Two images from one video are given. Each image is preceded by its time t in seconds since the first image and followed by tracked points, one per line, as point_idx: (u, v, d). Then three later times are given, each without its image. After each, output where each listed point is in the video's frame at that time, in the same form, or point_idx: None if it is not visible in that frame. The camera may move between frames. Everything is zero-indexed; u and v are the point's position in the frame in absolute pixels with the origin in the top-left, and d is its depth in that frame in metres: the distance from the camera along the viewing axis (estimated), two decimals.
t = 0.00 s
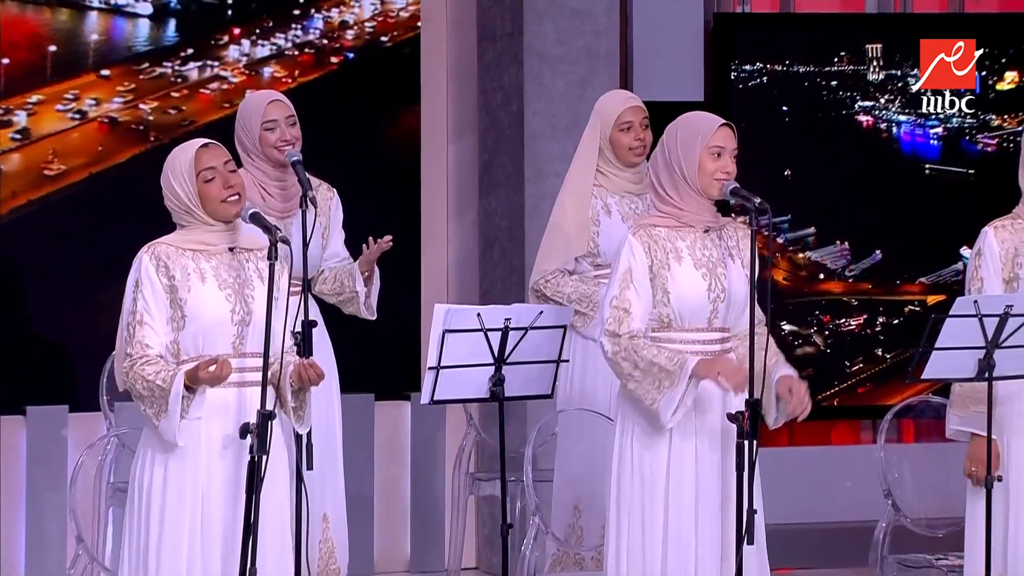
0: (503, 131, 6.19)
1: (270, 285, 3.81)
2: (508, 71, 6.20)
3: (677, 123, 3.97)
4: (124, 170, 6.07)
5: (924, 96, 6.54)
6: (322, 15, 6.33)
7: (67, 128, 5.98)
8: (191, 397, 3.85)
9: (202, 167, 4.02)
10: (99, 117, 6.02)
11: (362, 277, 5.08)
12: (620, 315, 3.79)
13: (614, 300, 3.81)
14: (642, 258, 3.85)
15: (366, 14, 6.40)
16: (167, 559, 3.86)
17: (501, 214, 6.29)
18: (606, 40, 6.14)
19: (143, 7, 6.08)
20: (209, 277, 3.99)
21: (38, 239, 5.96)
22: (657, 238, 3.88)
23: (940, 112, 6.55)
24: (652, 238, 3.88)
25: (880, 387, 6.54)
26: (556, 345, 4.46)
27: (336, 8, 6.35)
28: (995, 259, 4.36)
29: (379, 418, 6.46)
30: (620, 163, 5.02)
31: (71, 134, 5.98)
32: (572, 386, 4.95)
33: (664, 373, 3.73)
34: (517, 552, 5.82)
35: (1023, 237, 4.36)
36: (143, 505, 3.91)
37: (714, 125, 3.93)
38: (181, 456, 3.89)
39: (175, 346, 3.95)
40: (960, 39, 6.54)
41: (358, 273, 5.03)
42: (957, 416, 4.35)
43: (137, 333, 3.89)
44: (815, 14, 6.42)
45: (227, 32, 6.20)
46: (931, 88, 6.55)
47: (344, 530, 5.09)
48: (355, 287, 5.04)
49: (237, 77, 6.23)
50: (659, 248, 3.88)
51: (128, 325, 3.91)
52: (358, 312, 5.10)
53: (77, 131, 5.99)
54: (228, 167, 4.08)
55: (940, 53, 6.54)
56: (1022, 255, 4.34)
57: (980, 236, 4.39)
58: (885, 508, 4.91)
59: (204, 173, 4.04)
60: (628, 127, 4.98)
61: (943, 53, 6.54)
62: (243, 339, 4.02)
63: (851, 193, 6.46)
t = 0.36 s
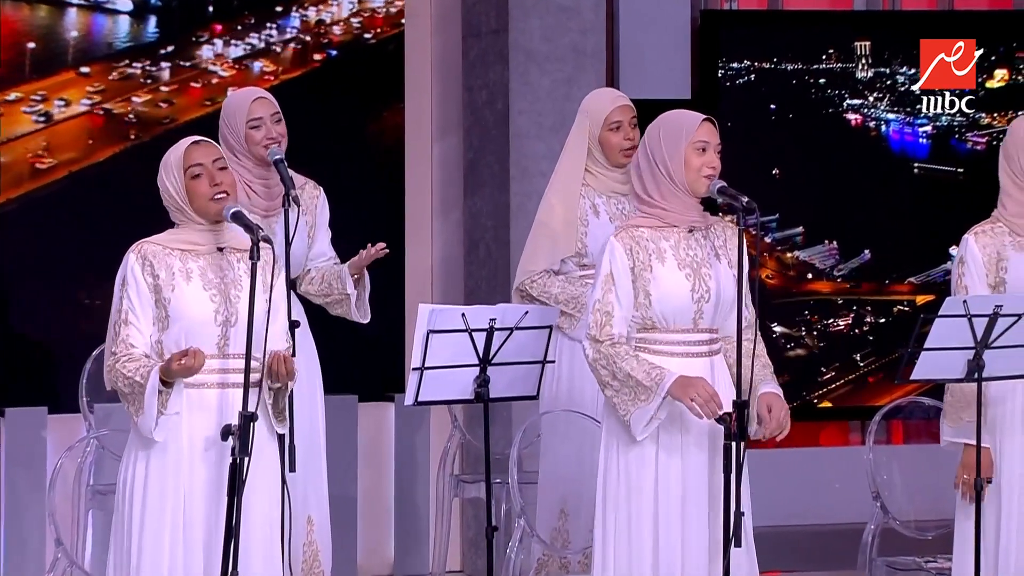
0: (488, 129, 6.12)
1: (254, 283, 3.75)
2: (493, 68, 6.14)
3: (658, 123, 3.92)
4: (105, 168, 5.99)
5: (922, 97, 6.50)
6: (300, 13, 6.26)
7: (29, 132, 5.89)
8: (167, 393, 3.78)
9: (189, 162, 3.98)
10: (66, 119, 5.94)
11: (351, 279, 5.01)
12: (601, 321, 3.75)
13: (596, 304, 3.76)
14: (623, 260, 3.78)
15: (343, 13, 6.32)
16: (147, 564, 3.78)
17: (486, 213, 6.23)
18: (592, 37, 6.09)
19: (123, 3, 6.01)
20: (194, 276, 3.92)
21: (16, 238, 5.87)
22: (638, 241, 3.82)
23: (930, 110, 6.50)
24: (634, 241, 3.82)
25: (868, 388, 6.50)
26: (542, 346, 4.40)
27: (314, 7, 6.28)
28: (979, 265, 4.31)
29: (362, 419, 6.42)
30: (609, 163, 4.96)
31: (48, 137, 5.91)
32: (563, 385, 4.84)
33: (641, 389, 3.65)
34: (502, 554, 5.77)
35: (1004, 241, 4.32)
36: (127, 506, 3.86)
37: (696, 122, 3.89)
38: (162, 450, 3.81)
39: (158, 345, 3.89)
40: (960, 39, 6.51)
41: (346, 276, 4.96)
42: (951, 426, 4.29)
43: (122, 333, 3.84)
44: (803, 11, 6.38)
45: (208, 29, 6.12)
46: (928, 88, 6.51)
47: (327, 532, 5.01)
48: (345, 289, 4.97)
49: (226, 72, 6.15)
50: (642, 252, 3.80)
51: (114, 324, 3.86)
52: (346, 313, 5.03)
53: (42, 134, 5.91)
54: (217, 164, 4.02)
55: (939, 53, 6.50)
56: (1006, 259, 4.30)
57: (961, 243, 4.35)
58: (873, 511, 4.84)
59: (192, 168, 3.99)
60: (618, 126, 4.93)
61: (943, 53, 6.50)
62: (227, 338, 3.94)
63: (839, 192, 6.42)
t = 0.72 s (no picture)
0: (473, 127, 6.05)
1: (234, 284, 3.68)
2: (478, 65, 6.07)
3: (643, 123, 3.86)
4: (84, 166, 5.90)
5: (923, 96, 6.46)
6: (275, 13, 6.18)
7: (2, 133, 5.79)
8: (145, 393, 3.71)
9: (169, 157, 3.92)
10: (31, 122, 5.82)
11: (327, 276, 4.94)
12: (589, 322, 3.69)
13: (583, 306, 3.70)
14: (609, 260, 3.72)
15: (318, 13, 6.23)
16: (126, 569, 3.71)
17: (470, 212, 6.16)
18: (577, 34, 6.03)
19: None
20: (173, 277, 3.85)
21: None
22: (625, 240, 3.75)
23: (919, 108, 6.45)
24: (621, 243, 3.75)
25: (857, 388, 6.44)
26: (528, 346, 4.33)
27: (290, 5, 6.19)
28: (967, 270, 4.25)
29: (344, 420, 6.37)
30: (594, 162, 4.90)
31: (33, 134, 5.83)
32: (548, 386, 4.77)
33: (628, 393, 3.61)
34: (486, 556, 5.72)
35: (991, 245, 4.28)
36: (107, 511, 3.80)
37: (684, 121, 3.82)
38: (140, 454, 3.75)
39: (138, 347, 3.82)
40: (960, 38, 6.46)
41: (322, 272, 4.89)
42: (946, 433, 4.23)
43: (102, 335, 3.77)
44: (790, 8, 6.32)
45: (189, 25, 6.05)
46: (930, 88, 6.46)
47: (309, 535, 4.94)
48: (319, 287, 4.89)
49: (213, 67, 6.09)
50: (628, 252, 3.74)
51: (94, 325, 3.80)
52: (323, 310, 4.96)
53: (6, 137, 5.80)
54: (196, 166, 3.93)
55: (939, 53, 6.45)
56: (994, 263, 4.25)
57: (948, 246, 4.29)
58: (862, 513, 4.79)
59: (171, 165, 3.93)
60: (602, 126, 4.87)
61: (943, 53, 6.45)
62: (206, 340, 3.86)
63: (827, 191, 6.37)
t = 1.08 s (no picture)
0: (458, 125, 5.97)
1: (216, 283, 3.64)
2: (462, 62, 6.00)
3: (631, 124, 3.83)
4: (64, 164, 5.82)
5: (924, 96, 6.42)
6: (250, 11, 6.10)
7: None
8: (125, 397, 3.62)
9: (160, 155, 3.83)
10: (9, 120, 5.74)
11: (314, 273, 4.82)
12: (583, 313, 3.63)
13: (578, 296, 3.63)
14: (604, 253, 3.65)
15: (293, 12, 6.15)
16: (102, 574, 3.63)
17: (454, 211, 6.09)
18: (563, 31, 5.98)
19: None
20: (151, 278, 3.78)
21: None
22: (617, 234, 3.69)
23: (908, 106, 6.41)
24: (614, 234, 3.69)
25: (846, 389, 6.39)
26: (514, 346, 4.26)
27: (266, 5, 6.12)
28: (962, 262, 4.22)
29: (327, 422, 6.25)
30: (580, 162, 4.83)
31: (25, 125, 5.77)
32: (533, 387, 4.71)
33: (626, 372, 3.53)
34: (471, 559, 5.65)
35: (987, 239, 4.24)
36: (85, 513, 3.72)
37: (664, 118, 3.77)
38: (119, 458, 3.67)
39: (117, 349, 3.75)
40: (960, 39, 6.38)
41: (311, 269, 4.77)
42: (929, 425, 4.18)
43: (81, 336, 3.70)
44: (776, 5, 6.27)
45: (170, 23, 5.98)
46: (931, 88, 6.42)
47: (291, 539, 4.86)
48: (307, 283, 4.78)
49: (201, 62, 6.02)
50: (622, 246, 3.68)
51: (72, 327, 3.73)
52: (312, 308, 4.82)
53: None
54: (189, 165, 3.88)
55: (939, 53, 6.39)
56: (988, 256, 4.21)
57: (945, 238, 4.25)
58: (850, 515, 4.70)
59: (161, 162, 3.85)
60: (588, 125, 4.80)
61: (943, 53, 6.39)
62: (186, 341, 3.79)
63: (815, 190, 6.33)
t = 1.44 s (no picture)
0: (443, 123, 5.93)
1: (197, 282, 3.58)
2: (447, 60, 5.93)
3: (612, 122, 3.77)
4: (44, 162, 5.76)
5: (924, 96, 6.37)
6: (226, 9, 6.00)
7: None
8: (110, 385, 3.56)
9: (137, 154, 3.78)
10: None
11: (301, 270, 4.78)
12: (568, 317, 3.55)
13: (561, 300, 3.57)
14: (586, 256, 3.60)
15: (269, 10, 6.06)
16: None
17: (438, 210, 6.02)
18: (549, 28, 5.90)
19: None
20: (129, 279, 3.71)
21: None
22: (599, 237, 3.63)
23: (898, 104, 6.36)
24: (596, 236, 3.63)
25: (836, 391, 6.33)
26: (500, 347, 4.20)
27: (242, 3, 6.03)
28: (950, 263, 4.16)
29: (312, 424, 6.19)
30: (568, 160, 4.77)
31: (19, 116, 5.75)
32: (519, 388, 4.64)
33: (607, 379, 3.47)
34: (457, 562, 5.58)
35: (978, 238, 4.19)
36: (63, 516, 3.65)
37: (646, 115, 3.71)
38: (101, 451, 3.60)
39: (93, 350, 3.67)
40: (960, 38, 6.36)
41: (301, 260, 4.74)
42: (916, 426, 4.14)
43: (55, 337, 3.62)
44: (765, 3, 6.23)
45: (151, 20, 5.89)
46: (931, 89, 6.38)
47: (275, 542, 4.79)
48: (295, 280, 4.73)
49: (191, 56, 5.95)
50: (605, 248, 3.62)
51: (47, 328, 3.65)
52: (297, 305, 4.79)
53: None
54: (166, 164, 3.82)
55: (940, 53, 6.37)
56: (978, 256, 4.17)
57: (934, 238, 4.21)
58: (839, 518, 4.61)
59: (138, 162, 3.79)
60: (577, 124, 4.75)
61: (943, 53, 6.37)
62: (166, 341, 3.73)
63: (804, 189, 6.28)
